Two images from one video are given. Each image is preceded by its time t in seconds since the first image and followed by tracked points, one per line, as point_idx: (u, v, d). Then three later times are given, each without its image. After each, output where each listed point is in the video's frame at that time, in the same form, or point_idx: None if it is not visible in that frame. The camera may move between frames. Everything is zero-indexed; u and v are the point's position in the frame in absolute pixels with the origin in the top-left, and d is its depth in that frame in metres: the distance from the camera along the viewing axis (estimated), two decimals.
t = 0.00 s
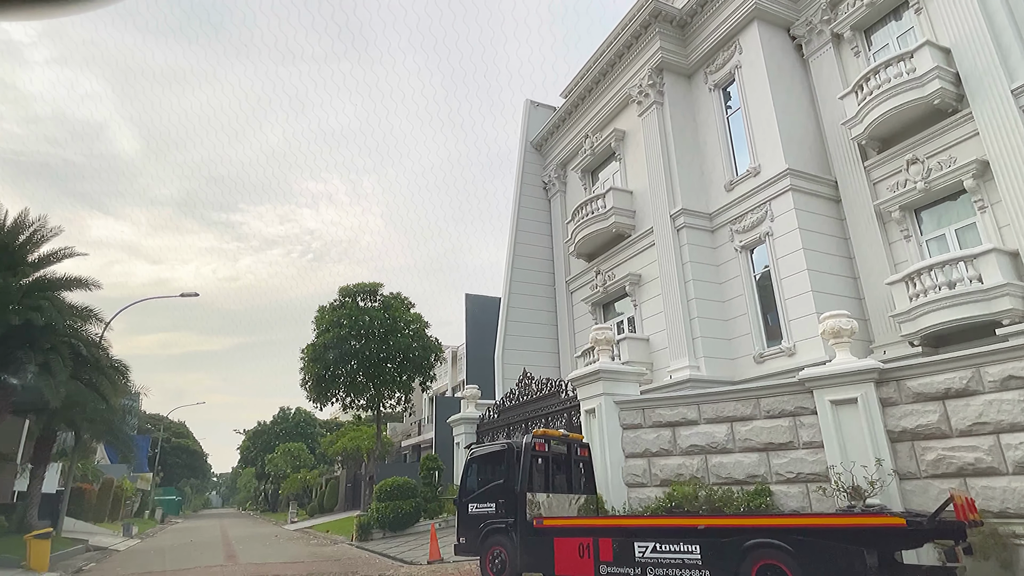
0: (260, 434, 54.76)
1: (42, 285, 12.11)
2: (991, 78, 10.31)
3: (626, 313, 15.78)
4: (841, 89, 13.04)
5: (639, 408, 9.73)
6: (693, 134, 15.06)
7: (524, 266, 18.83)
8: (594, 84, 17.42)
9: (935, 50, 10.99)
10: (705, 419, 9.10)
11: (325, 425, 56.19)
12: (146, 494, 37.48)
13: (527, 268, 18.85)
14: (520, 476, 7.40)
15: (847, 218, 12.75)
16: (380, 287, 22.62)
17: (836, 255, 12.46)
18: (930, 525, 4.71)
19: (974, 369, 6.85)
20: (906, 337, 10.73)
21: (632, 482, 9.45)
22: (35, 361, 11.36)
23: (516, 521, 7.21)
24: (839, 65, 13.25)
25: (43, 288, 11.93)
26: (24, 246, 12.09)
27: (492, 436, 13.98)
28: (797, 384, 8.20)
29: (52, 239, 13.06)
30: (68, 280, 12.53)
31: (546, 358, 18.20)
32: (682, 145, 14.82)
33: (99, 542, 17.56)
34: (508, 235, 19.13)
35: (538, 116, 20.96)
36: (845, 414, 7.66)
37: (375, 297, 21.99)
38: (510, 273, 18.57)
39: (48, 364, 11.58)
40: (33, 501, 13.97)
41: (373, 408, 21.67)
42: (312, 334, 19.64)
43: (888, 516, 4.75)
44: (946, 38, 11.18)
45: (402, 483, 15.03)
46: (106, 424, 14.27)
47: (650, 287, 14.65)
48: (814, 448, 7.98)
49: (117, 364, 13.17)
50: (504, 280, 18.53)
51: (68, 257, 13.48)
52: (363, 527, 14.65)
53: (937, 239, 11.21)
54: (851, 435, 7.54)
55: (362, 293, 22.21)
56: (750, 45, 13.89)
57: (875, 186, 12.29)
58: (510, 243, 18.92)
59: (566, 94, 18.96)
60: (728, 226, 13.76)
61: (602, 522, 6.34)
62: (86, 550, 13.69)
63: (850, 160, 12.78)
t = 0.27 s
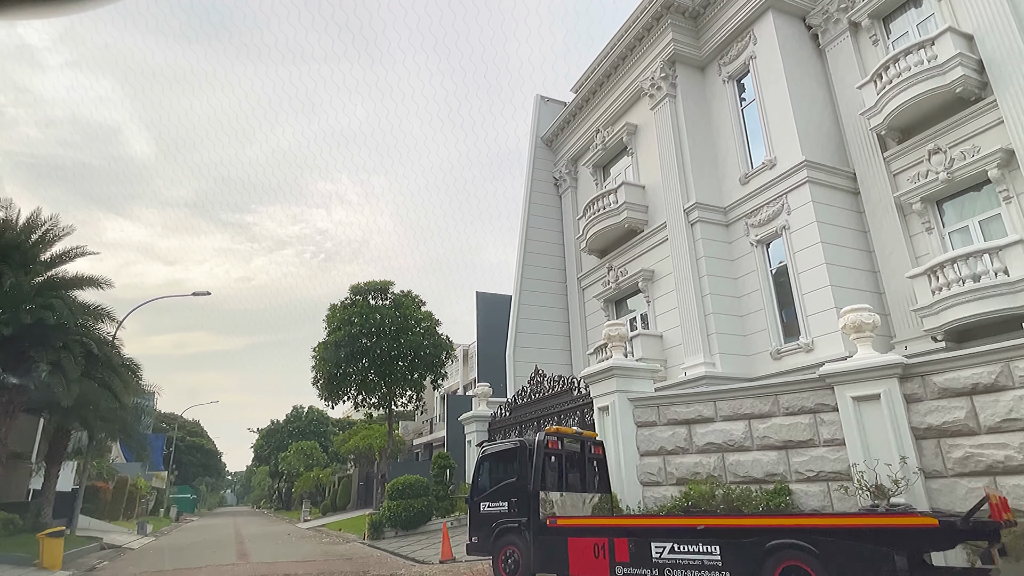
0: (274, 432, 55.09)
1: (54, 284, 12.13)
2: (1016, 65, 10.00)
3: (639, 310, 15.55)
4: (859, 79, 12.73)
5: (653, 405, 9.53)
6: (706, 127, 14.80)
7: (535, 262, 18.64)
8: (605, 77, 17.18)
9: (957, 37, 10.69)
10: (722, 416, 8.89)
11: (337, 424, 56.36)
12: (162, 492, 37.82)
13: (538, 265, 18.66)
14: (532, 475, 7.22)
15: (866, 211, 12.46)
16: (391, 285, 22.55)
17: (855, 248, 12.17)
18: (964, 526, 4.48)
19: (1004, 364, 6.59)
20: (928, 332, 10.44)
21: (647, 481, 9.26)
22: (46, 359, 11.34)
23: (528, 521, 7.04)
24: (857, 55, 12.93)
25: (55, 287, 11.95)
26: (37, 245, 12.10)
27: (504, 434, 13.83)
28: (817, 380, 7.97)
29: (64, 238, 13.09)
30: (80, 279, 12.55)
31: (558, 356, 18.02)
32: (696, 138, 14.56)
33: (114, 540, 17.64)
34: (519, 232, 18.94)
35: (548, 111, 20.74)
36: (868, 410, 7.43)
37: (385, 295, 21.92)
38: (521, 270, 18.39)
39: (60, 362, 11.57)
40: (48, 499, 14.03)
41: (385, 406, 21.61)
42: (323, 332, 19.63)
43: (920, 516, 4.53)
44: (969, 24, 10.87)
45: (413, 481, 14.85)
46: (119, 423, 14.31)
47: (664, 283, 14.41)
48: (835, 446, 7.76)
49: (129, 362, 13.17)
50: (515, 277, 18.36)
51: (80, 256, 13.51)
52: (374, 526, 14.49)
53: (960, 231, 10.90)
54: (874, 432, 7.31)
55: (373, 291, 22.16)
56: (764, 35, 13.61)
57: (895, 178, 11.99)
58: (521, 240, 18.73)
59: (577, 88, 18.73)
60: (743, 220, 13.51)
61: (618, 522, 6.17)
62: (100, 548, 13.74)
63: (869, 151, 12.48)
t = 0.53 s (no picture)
0: (290, 431, 55.47)
1: (69, 282, 12.17)
2: None
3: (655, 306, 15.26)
4: (882, 66, 12.36)
5: (672, 402, 9.29)
6: (724, 118, 14.49)
7: (549, 259, 18.41)
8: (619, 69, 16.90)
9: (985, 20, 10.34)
10: (743, 413, 8.65)
11: (353, 422, 56.54)
12: (180, 490, 38.20)
13: (552, 261, 18.43)
14: (548, 472, 7.03)
15: (890, 202, 12.09)
16: (404, 283, 22.46)
17: (879, 240, 11.82)
18: (1009, 527, 4.24)
19: None
20: (957, 326, 10.09)
21: (666, 479, 9.03)
22: (60, 357, 11.34)
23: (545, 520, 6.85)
24: (879, 41, 12.56)
25: (70, 286, 11.98)
26: (53, 244, 12.13)
27: (519, 432, 13.63)
28: (843, 375, 7.70)
29: (79, 237, 13.13)
30: (95, 278, 12.58)
31: (572, 353, 17.79)
32: (712, 130, 14.26)
33: (131, 538, 17.75)
34: (532, 228, 18.72)
35: (561, 106, 20.48)
36: (897, 406, 7.15)
37: (399, 293, 21.86)
38: (534, 266, 18.17)
39: (74, 360, 11.57)
40: (65, 497, 14.11)
41: (399, 404, 21.53)
42: (337, 330, 19.69)
43: (961, 516, 4.29)
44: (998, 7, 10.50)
45: (430, 480, 14.81)
46: (135, 421, 14.35)
47: (681, 278, 14.13)
48: (861, 443, 7.50)
49: (143, 361, 13.18)
50: (528, 273, 18.15)
51: (95, 255, 13.54)
52: (389, 524, 14.31)
53: (989, 221, 10.52)
54: (903, 429, 7.03)
55: (386, 288, 22.09)
56: (783, 23, 13.27)
57: (920, 167, 11.63)
58: (534, 236, 18.49)
59: (590, 82, 18.46)
60: (763, 213, 13.19)
61: (638, 522, 5.96)
62: (117, 546, 13.80)
63: (893, 140, 12.12)
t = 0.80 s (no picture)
0: (309, 428, 55.91)
1: (88, 281, 12.23)
2: None
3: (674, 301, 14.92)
4: (910, 50, 11.93)
5: (694, 398, 9.03)
6: (744, 108, 14.13)
7: (565, 254, 18.14)
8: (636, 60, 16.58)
9: None
10: (769, 409, 8.38)
11: (370, 420, 56.77)
12: (202, 487, 38.67)
13: (569, 256, 18.16)
14: (568, 471, 6.82)
15: (920, 191, 11.67)
16: (419, 280, 22.35)
17: (909, 230, 11.40)
18: None
19: None
20: (993, 318, 9.68)
21: (689, 477, 8.76)
22: (77, 354, 11.34)
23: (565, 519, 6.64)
24: (907, 24, 12.12)
25: (88, 284, 12.03)
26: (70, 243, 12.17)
27: (536, 429, 13.41)
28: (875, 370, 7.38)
29: (97, 235, 13.21)
30: (112, 276, 12.63)
31: (590, 350, 17.53)
32: (733, 119, 13.91)
33: (152, 535, 17.87)
34: (548, 223, 18.47)
35: (577, 99, 20.19)
36: (932, 402, 6.81)
37: (415, 290, 21.76)
38: (551, 262, 17.93)
39: (91, 358, 11.56)
40: (86, 495, 14.23)
41: (415, 402, 21.46)
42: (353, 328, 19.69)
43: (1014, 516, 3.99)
44: None
45: (448, 478, 14.72)
46: (154, 419, 14.40)
47: (701, 272, 13.80)
48: (895, 440, 7.18)
49: (161, 358, 13.22)
50: (544, 269, 17.91)
51: (113, 253, 13.62)
52: (406, 523, 14.08)
53: None
54: (940, 425, 6.70)
55: (402, 286, 22.00)
56: (806, 7, 12.87)
57: (951, 154, 11.19)
58: (550, 231, 18.24)
59: (605, 74, 18.15)
60: (786, 204, 12.83)
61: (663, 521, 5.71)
62: (137, 544, 13.87)
63: (922, 127, 11.70)
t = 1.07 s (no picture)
0: (330, 426, 56.32)
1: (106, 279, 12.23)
2: None
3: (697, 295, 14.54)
4: (944, 30, 11.44)
5: (722, 393, 8.72)
6: (768, 95, 13.70)
7: (584, 248, 17.83)
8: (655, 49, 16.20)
9: None
10: (800, 404, 8.08)
11: (390, 418, 56.95)
12: (224, 484, 39.10)
13: (588, 251, 17.86)
14: (592, 470, 6.53)
15: (956, 177, 11.18)
16: (437, 277, 22.20)
17: (945, 218, 10.92)
18: None
19: None
20: None
21: (717, 476, 8.47)
22: (95, 352, 11.29)
23: (589, 518, 6.39)
24: (940, 4, 11.62)
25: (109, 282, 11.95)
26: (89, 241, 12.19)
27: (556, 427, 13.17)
28: (913, 363, 7.01)
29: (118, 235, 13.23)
30: (132, 274, 12.62)
31: (610, 345, 17.23)
32: (757, 107, 13.50)
33: (174, 532, 17.97)
34: (567, 217, 18.18)
35: (595, 91, 19.83)
36: (977, 396, 6.40)
37: (432, 287, 21.61)
38: (569, 256, 17.62)
39: (110, 356, 11.50)
40: (109, 492, 14.32)
41: (434, 399, 21.36)
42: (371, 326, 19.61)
43: None
44: None
45: (468, 475, 14.53)
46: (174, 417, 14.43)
47: (725, 264, 13.42)
48: (936, 436, 6.82)
49: (180, 356, 13.14)
50: (563, 264, 17.63)
51: (133, 252, 13.63)
52: (426, 521, 13.98)
53: None
54: (986, 420, 6.28)
55: (420, 283, 21.87)
56: None
57: (989, 137, 10.68)
58: (569, 225, 17.92)
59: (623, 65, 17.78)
60: (814, 193, 12.41)
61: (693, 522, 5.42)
62: (160, 541, 13.93)
63: (958, 110, 11.21)
